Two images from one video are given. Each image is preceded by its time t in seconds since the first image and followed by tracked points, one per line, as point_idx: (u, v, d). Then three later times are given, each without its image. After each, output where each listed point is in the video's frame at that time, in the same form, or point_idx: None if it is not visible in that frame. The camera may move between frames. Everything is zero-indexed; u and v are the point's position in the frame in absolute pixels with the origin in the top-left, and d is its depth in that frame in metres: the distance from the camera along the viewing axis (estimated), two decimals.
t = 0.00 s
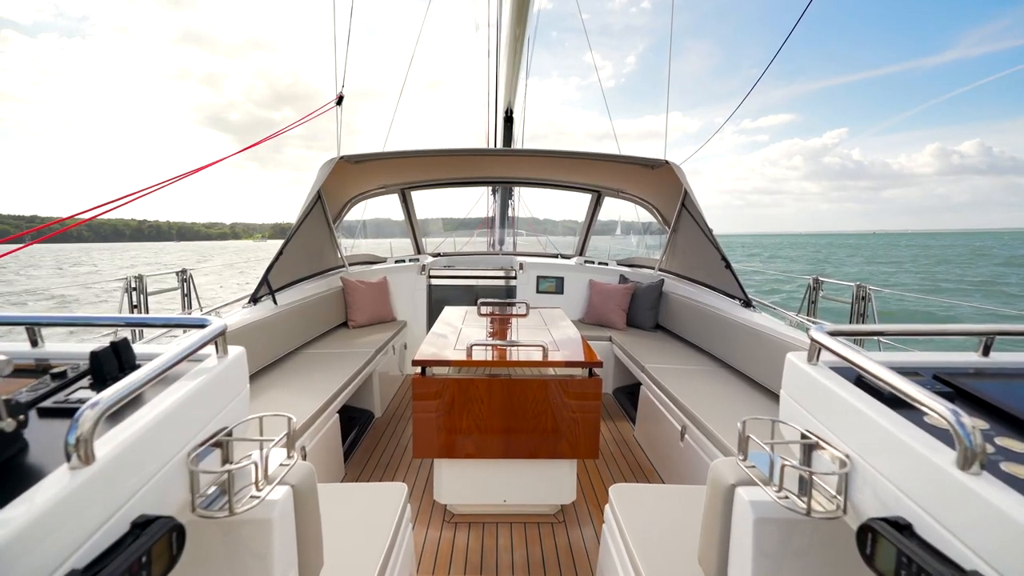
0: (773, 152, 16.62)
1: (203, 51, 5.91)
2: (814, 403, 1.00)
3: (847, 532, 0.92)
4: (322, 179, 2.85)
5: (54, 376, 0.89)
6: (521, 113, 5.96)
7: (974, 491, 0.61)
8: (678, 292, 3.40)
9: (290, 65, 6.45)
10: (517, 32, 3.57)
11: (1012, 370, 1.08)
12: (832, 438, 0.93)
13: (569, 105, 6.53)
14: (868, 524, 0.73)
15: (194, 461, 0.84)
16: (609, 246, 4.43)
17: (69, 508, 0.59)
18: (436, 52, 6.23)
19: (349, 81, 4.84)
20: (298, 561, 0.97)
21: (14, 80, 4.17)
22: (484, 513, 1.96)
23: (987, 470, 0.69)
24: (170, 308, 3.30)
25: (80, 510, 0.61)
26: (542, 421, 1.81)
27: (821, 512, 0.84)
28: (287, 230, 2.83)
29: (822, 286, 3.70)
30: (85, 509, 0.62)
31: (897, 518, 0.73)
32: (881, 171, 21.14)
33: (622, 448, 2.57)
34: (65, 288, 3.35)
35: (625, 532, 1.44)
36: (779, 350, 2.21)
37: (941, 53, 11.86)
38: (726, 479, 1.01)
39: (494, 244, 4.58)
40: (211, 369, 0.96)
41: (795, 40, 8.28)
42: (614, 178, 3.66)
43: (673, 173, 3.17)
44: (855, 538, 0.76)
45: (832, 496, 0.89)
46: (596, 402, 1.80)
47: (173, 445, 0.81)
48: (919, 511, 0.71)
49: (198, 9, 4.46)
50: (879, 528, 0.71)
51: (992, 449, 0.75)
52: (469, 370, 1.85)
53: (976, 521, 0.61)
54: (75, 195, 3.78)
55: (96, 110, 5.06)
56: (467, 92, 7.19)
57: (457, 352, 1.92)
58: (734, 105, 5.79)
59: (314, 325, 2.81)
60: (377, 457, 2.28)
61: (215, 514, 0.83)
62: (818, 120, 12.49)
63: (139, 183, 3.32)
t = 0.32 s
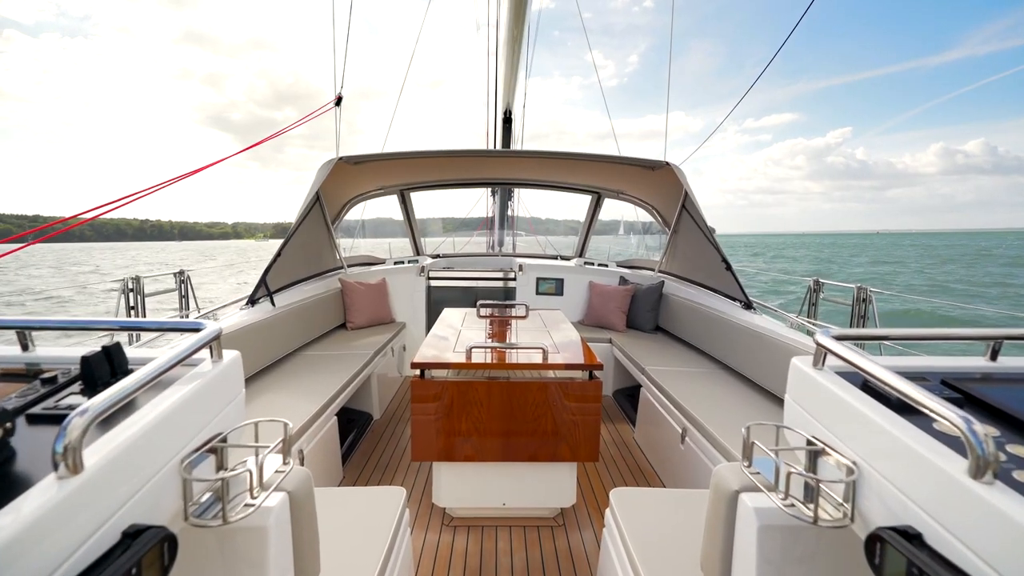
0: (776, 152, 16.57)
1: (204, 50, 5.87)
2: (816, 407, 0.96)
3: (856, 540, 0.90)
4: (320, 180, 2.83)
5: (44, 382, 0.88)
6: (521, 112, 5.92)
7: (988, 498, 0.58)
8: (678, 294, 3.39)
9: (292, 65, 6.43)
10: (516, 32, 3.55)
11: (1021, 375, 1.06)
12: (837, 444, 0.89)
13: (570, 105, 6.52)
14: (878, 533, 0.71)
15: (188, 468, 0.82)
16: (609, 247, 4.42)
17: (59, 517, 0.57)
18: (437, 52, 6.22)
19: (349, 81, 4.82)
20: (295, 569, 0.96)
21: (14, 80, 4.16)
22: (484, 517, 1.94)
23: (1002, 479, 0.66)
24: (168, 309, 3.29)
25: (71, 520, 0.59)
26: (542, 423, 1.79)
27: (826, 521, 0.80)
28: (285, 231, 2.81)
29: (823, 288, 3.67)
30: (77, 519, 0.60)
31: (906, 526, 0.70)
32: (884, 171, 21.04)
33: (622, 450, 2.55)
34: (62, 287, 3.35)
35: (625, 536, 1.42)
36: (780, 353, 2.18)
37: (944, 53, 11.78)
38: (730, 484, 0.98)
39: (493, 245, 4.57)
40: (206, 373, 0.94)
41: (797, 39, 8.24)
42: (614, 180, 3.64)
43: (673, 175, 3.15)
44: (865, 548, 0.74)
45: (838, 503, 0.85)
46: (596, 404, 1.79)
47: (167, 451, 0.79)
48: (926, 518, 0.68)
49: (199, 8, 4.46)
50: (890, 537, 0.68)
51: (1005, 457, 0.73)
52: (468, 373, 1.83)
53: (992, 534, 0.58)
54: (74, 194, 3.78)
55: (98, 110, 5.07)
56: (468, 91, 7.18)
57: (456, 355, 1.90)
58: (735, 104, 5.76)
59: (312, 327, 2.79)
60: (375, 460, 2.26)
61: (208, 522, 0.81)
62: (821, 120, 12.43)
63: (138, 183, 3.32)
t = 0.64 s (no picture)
0: (779, 152, 16.51)
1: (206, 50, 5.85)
2: (821, 413, 0.93)
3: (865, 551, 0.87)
4: (319, 180, 2.81)
5: (32, 387, 0.86)
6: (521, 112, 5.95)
7: (1007, 511, 0.55)
8: (678, 296, 3.37)
9: (294, 64, 6.44)
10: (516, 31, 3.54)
11: None
12: (844, 450, 0.87)
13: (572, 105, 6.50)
14: (886, 543, 0.67)
15: (178, 475, 0.79)
16: (608, 248, 4.40)
17: (44, 528, 0.55)
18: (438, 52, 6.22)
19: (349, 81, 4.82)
20: None
21: (17, 79, 4.19)
22: (482, 520, 1.92)
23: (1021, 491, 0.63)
24: (165, 310, 3.29)
25: (57, 530, 0.57)
26: (542, 426, 1.77)
27: (832, 530, 0.77)
28: (283, 231, 2.79)
29: (823, 290, 3.65)
30: (64, 529, 0.58)
31: (917, 537, 0.67)
32: (888, 171, 20.95)
33: (622, 452, 2.53)
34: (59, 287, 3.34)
35: (625, 540, 1.40)
36: (781, 355, 2.16)
37: (946, 53, 11.75)
38: (733, 491, 0.95)
39: (492, 246, 4.56)
40: (197, 378, 0.92)
41: (798, 38, 8.23)
42: (613, 181, 3.62)
43: (673, 176, 3.13)
44: (874, 559, 0.71)
45: (845, 512, 0.81)
46: (596, 407, 1.77)
47: (157, 458, 0.77)
48: (939, 529, 0.65)
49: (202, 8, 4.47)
50: (898, 547, 0.65)
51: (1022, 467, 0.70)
52: (467, 375, 1.81)
53: (1014, 549, 0.54)
54: (74, 192, 3.78)
55: (101, 109, 5.13)
56: (469, 92, 7.18)
57: (454, 356, 1.89)
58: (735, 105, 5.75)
59: (310, 328, 2.78)
60: (373, 463, 2.25)
61: (198, 531, 0.79)
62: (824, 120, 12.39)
63: (136, 182, 3.31)
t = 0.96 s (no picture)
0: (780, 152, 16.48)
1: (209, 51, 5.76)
2: (825, 419, 0.91)
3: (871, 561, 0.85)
4: (316, 180, 2.79)
5: (16, 392, 0.85)
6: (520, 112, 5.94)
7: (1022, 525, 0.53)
8: (676, 297, 3.35)
9: (296, 65, 6.44)
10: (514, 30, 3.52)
11: None
12: (849, 457, 0.84)
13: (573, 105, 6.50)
14: (891, 553, 0.65)
15: (163, 483, 0.77)
16: (607, 249, 4.38)
17: (21, 539, 0.53)
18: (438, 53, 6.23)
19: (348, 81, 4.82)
20: None
21: (21, 80, 4.23)
22: (480, 524, 1.90)
23: None
24: (161, 310, 3.28)
25: (34, 541, 0.55)
26: (540, 428, 1.75)
27: (837, 539, 0.75)
28: (280, 232, 2.78)
29: (822, 291, 3.63)
30: (42, 540, 0.56)
31: (924, 547, 0.65)
32: (890, 171, 20.89)
33: (621, 455, 2.51)
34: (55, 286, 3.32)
35: (624, 544, 1.39)
36: (781, 357, 2.14)
37: (947, 52, 11.72)
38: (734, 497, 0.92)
39: (491, 247, 4.55)
40: (187, 382, 0.90)
41: (798, 38, 8.23)
42: (611, 181, 3.60)
43: (672, 177, 3.12)
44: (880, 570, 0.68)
45: (849, 520, 0.79)
46: (595, 409, 1.75)
47: (141, 466, 0.75)
48: (948, 540, 0.62)
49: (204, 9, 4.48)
50: (904, 557, 0.63)
51: None
52: (465, 377, 1.79)
53: None
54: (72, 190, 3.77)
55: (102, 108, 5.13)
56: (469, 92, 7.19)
57: (451, 358, 1.87)
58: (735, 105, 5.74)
59: (307, 329, 2.77)
60: (370, 465, 2.23)
61: (185, 541, 0.77)
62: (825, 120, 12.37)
63: (134, 181, 3.31)
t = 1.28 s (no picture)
0: (782, 152, 16.45)
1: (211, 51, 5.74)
2: (829, 424, 0.89)
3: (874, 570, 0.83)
4: (314, 180, 2.78)
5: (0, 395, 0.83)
6: (519, 112, 5.93)
7: None
8: (675, 297, 3.33)
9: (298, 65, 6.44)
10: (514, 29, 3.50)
11: None
12: (854, 463, 0.82)
13: (575, 105, 6.50)
14: (898, 563, 0.63)
15: (150, 490, 0.75)
16: (606, 250, 4.36)
17: None
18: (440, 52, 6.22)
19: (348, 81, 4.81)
20: None
21: (23, 79, 4.23)
22: (477, 527, 1.88)
23: None
24: (158, 310, 3.27)
25: (15, 551, 0.53)
26: (538, 430, 1.73)
27: (843, 548, 0.72)
28: (277, 231, 2.76)
29: (821, 292, 3.61)
30: (24, 550, 0.54)
31: (932, 557, 0.63)
32: (892, 171, 20.83)
33: (620, 457, 2.49)
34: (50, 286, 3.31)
35: (622, 547, 1.37)
36: (780, 359, 2.12)
37: (949, 52, 11.70)
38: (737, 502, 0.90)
39: (489, 247, 4.54)
40: (175, 386, 0.88)
41: (800, 37, 8.20)
42: (610, 182, 3.58)
43: (671, 177, 3.10)
44: None
45: (854, 529, 0.77)
46: (594, 411, 1.74)
47: (128, 472, 0.73)
48: (957, 551, 0.60)
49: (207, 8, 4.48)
50: (912, 568, 0.60)
51: None
52: (464, 379, 1.77)
53: None
54: (70, 189, 3.76)
55: (103, 108, 5.13)
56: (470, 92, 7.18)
57: (448, 359, 1.85)
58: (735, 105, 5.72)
59: (304, 330, 2.75)
60: (367, 467, 2.22)
61: (172, 550, 0.75)
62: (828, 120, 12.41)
63: (132, 181, 3.30)
